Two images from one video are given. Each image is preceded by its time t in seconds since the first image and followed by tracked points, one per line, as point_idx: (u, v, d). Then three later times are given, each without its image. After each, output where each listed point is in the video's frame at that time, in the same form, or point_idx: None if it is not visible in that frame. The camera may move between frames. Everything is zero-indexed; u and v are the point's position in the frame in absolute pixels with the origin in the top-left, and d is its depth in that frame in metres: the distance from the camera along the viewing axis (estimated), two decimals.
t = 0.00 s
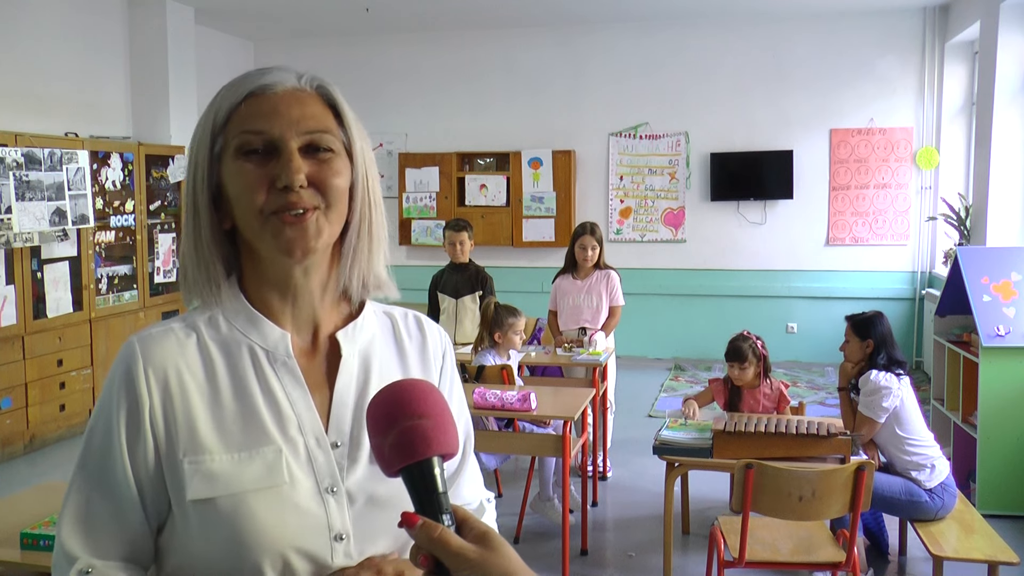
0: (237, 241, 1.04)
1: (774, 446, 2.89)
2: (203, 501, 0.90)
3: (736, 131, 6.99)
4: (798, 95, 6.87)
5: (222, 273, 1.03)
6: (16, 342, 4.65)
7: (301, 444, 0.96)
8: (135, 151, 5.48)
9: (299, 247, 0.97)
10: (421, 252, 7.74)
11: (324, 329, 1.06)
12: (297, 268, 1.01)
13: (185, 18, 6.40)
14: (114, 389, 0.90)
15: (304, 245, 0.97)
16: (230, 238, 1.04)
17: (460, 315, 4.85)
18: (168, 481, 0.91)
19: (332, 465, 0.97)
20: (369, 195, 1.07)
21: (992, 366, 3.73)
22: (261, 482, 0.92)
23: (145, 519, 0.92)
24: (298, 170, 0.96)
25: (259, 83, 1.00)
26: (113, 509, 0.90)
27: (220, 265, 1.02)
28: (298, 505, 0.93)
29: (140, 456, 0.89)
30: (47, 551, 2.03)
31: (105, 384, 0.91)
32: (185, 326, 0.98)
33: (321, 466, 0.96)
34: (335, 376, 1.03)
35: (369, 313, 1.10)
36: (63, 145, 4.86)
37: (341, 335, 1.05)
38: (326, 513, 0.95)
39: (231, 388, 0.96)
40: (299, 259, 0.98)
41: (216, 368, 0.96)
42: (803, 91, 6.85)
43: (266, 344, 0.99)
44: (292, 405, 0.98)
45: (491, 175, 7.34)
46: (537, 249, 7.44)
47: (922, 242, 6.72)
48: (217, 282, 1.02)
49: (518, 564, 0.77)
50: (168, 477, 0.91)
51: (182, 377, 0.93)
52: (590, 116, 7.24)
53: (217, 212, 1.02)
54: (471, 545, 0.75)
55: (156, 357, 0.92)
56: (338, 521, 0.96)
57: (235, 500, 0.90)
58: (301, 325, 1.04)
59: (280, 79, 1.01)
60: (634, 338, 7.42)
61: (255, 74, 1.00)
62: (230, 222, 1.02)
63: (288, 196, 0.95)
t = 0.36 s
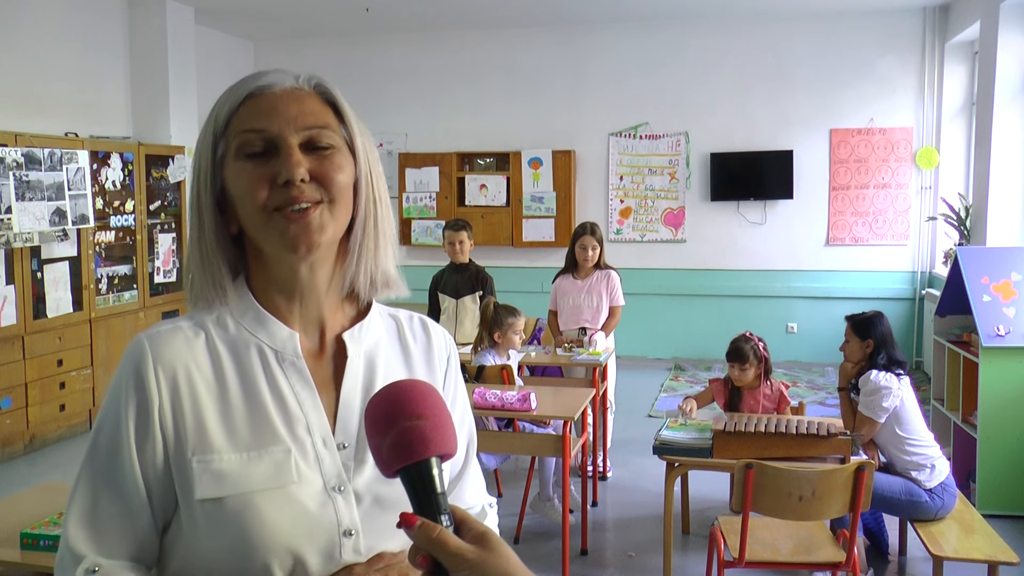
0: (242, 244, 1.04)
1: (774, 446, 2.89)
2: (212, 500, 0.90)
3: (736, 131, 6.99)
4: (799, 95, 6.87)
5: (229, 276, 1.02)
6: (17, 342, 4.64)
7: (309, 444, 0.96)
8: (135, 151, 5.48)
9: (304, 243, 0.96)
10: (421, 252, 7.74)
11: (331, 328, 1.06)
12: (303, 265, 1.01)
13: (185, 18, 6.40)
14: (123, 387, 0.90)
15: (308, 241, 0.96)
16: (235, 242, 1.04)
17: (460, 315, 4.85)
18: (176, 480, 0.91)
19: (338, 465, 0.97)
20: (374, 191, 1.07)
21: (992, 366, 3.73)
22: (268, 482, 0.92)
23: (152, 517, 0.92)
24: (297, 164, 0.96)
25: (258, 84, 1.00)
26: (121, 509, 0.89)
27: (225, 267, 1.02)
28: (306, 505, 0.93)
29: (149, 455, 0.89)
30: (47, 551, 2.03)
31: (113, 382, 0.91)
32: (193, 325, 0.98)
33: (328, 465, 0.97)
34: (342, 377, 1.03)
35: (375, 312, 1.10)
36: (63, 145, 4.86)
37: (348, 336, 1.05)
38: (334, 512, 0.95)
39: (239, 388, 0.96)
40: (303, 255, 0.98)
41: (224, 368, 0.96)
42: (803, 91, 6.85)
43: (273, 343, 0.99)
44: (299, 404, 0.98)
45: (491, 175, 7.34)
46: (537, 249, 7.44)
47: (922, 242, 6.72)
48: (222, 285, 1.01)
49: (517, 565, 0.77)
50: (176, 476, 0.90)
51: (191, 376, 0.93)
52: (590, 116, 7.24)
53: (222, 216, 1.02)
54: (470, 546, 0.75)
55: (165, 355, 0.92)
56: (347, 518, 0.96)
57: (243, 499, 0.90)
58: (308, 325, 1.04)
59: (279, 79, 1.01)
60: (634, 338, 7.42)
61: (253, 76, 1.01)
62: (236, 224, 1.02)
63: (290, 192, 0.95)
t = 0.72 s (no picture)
0: (242, 246, 1.04)
1: (774, 446, 2.89)
2: (223, 504, 0.89)
3: (736, 131, 6.99)
4: (799, 95, 6.87)
5: (229, 278, 1.02)
6: (16, 342, 4.64)
7: (317, 443, 0.96)
8: (135, 151, 5.47)
9: (304, 243, 0.97)
10: (421, 252, 7.74)
11: (333, 327, 1.06)
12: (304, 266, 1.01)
13: (185, 17, 6.39)
14: (130, 392, 0.89)
15: (308, 239, 0.96)
16: (235, 244, 1.04)
17: (460, 315, 4.85)
18: (186, 484, 0.90)
19: (347, 463, 0.97)
20: (373, 190, 1.07)
21: (992, 366, 3.73)
22: (278, 483, 0.92)
23: (162, 523, 0.91)
24: (295, 161, 0.96)
25: (254, 84, 1.00)
26: (130, 515, 0.88)
27: (225, 268, 1.02)
28: (315, 505, 0.93)
29: (158, 460, 0.89)
30: (47, 552, 2.03)
31: (119, 387, 0.90)
32: (197, 327, 0.97)
33: (336, 463, 0.97)
34: (349, 375, 1.04)
35: (376, 311, 1.10)
36: (63, 145, 4.86)
37: (353, 334, 1.05)
38: (343, 512, 0.96)
39: (247, 388, 0.96)
40: (303, 254, 0.98)
41: (230, 369, 0.96)
42: (803, 91, 6.84)
43: (278, 342, 0.99)
44: (306, 404, 0.98)
45: (491, 174, 7.34)
46: (537, 249, 7.44)
47: (922, 242, 6.72)
48: (222, 287, 1.01)
49: (520, 565, 0.77)
50: (186, 481, 0.90)
51: (198, 379, 0.93)
52: (590, 116, 7.24)
53: (222, 218, 1.02)
54: (474, 545, 0.75)
55: (171, 359, 0.92)
56: (354, 521, 0.96)
57: (254, 502, 0.90)
58: (309, 324, 1.04)
59: (276, 78, 1.01)
60: (634, 338, 7.42)
61: (250, 76, 1.01)
62: (236, 226, 1.02)
63: (289, 189, 0.95)
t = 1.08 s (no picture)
0: (238, 249, 1.05)
1: (774, 446, 2.89)
2: (222, 498, 0.89)
3: (736, 132, 6.99)
4: (799, 95, 6.87)
5: (223, 280, 1.02)
6: (16, 342, 4.64)
7: (318, 436, 0.96)
8: (135, 151, 5.47)
9: (295, 245, 0.96)
10: (421, 252, 7.74)
11: (331, 325, 1.06)
12: (299, 266, 1.01)
13: (185, 18, 6.39)
14: (127, 389, 0.89)
15: (300, 243, 0.96)
16: (231, 247, 1.04)
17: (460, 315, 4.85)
18: (185, 479, 0.90)
19: (348, 456, 0.97)
20: (368, 190, 1.07)
21: (993, 366, 3.73)
22: (277, 477, 0.91)
23: (162, 518, 0.91)
24: (286, 165, 0.96)
25: (246, 88, 1.00)
26: (128, 510, 0.89)
27: (220, 271, 1.02)
28: (315, 499, 0.93)
29: (157, 456, 0.89)
30: (47, 552, 2.03)
31: (117, 385, 0.90)
32: (196, 323, 0.97)
33: (337, 456, 0.97)
34: (349, 370, 1.04)
35: (375, 309, 1.10)
36: (63, 145, 4.86)
37: (354, 328, 1.06)
38: (343, 506, 0.95)
39: (246, 382, 0.96)
40: (297, 258, 0.98)
41: (229, 364, 0.96)
42: (803, 91, 6.84)
43: (277, 336, 0.99)
44: (306, 397, 0.98)
45: (491, 174, 7.34)
46: (537, 249, 7.44)
47: (922, 242, 6.72)
48: (216, 290, 1.01)
49: (522, 563, 0.76)
50: (184, 476, 0.90)
51: (197, 375, 0.93)
52: (590, 116, 7.24)
53: (217, 221, 1.02)
54: (476, 543, 0.75)
55: (169, 355, 0.91)
56: (354, 516, 0.96)
57: (253, 496, 0.90)
58: (306, 322, 1.04)
59: (267, 82, 1.01)
60: (634, 338, 7.42)
61: (242, 80, 1.01)
62: (231, 229, 1.02)
63: (280, 193, 0.95)
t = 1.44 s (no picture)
0: (242, 249, 1.05)
1: (774, 446, 2.89)
2: (220, 500, 0.89)
3: (736, 131, 6.99)
4: (799, 95, 6.86)
5: (227, 282, 1.02)
6: (16, 342, 4.64)
7: (318, 439, 0.96)
8: (135, 151, 5.47)
9: (299, 248, 0.96)
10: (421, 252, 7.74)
11: (335, 325, 1.06)
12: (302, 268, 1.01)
13: (185, 17, 6.39)
14: (126, 391, 0.89)
15: (304, 247, 0.96)
16: (236, 248, 1.04)
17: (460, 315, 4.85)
18: (183, 480, 0.90)
19: (350, 459, 0.97)
20: (371, 190, 1.07)
21: (993, 366, 3.73)
22: (277, 479, 0.92)
23: (158, 519, 0.91)
24: (289, 169, 0.95)
25: (250, 89, 1.00)
26: (125, 511, 0.88)
27: (224, 272, 1.02)
28: (315, 501, 0.93)
29: (154, 456, 0.89)
30: (47, 552, 2.03)
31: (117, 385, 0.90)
32: (198, 324, 0.97)
33: (338, 459, 0.97)
34: (352, 372, 1.04)
35: (380, 310, 1.10)
36: (63, 145, 4.86)
37: (357, 330, 1.05)
38: (345, 508, 0.95)
39: (248, 383, 0.96)
40: (301, 260, 0.98)
41: (231, 365, 0.96)
42: (803, 91, 6.84)
43: (279, 339, 0.99)
44: (308, 399, 0.98)
45: (491, 175, 7.34)
46: (537, 249, 7.44)
47: (922, 242, 6.72)
48: (220, 291, 1.01)
49: (525, 564, 0.76)
50: (183, 478, 0.90)
51: (197, 377, 0.93)
52: (589, 116, 7.24)
53: (221, 222, 1.02)
54: (479, 544, 0.75)
55: (170, 356, 0.92)
56: (356, 518, 0.96)
57: (251, 498, 0.90)
58: (310, 323, 1.04)
59: (271, 83, 1.01)
60: (634, 338, 7.42)
61: (246, 81, 1.01)
62: (235, 231, 1.02)
63: (284, 197, 0.95)
